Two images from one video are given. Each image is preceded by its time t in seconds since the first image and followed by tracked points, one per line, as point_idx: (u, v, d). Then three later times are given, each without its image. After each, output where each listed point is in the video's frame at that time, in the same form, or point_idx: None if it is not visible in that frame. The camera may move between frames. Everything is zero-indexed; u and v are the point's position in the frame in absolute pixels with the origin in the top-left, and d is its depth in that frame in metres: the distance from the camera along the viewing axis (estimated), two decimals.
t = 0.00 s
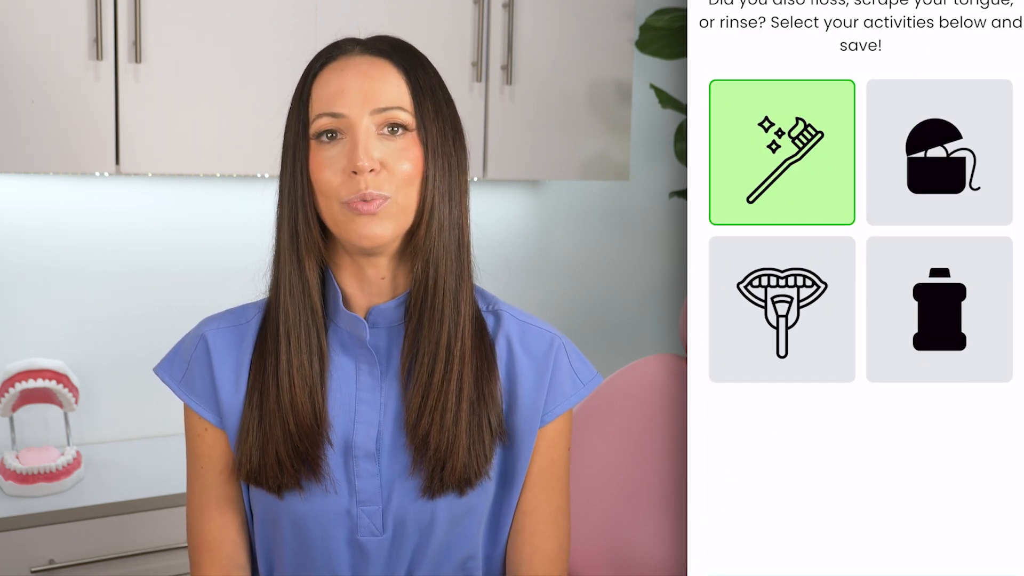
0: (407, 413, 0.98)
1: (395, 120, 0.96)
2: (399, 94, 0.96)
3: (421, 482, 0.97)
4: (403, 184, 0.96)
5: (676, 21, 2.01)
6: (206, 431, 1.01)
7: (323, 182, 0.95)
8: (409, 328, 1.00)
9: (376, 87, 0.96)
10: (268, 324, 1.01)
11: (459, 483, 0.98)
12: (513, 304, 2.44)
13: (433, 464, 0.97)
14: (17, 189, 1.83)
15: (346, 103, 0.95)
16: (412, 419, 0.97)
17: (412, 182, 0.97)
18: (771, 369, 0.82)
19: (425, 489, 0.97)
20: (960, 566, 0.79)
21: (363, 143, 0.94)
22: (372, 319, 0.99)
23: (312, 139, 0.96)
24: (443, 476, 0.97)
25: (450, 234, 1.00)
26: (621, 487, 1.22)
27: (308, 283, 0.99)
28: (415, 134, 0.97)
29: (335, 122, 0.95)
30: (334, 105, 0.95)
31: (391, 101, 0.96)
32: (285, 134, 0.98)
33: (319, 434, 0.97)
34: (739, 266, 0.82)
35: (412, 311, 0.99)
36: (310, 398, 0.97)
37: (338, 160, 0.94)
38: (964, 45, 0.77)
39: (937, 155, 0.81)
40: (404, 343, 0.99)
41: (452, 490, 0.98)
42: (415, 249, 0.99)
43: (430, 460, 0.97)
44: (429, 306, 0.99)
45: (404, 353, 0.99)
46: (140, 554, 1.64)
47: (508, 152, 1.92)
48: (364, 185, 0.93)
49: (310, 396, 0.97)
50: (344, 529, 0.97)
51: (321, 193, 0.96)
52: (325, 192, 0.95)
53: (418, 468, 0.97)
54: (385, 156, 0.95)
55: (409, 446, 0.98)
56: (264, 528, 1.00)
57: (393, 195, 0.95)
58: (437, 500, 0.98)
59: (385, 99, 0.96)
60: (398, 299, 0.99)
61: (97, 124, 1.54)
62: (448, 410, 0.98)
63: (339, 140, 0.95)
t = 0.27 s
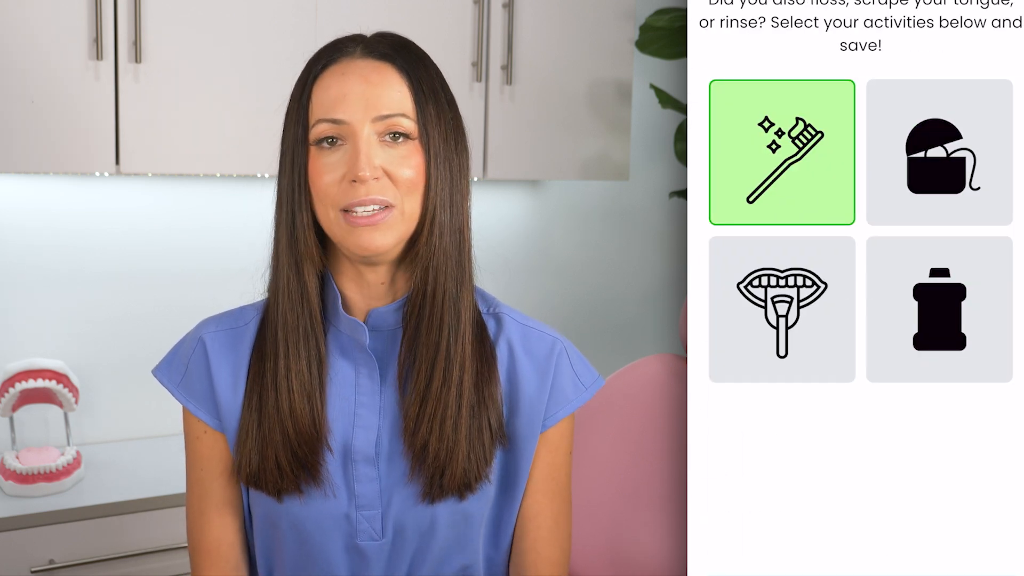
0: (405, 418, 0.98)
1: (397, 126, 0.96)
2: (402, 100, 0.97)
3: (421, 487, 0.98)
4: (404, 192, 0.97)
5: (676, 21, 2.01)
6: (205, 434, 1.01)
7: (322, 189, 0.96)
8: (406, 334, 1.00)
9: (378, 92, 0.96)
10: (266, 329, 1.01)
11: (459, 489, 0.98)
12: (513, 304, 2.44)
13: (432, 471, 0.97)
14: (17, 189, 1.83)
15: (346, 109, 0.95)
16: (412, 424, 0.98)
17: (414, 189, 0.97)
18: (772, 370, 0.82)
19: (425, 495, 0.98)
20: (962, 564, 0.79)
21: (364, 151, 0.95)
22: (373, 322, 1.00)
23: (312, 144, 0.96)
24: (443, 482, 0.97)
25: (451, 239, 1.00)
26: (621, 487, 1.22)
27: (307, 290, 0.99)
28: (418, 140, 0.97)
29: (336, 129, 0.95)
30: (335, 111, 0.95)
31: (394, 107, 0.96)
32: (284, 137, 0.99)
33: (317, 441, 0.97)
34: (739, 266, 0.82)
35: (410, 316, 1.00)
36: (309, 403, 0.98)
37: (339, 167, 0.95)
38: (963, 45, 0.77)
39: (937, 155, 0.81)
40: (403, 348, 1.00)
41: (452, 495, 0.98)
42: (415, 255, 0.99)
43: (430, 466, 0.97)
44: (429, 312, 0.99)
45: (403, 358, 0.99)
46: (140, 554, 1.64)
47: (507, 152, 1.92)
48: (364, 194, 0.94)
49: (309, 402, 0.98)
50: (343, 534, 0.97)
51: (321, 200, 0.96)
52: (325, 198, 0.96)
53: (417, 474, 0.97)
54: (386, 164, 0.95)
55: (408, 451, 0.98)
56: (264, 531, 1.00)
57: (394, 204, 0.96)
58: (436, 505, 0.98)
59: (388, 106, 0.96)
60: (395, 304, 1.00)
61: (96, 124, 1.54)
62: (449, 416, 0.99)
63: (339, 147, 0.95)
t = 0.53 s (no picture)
0: (416, 423, 1.00)
1: (406, 125, 0.97)
2: (411, 98, 0.98)
3: (424, 502, 0.99)
4: (411, 194, 0.97)
5: (676, 21, 2.01)
6: (202, 441, 1.02)
7: (326, 189, 0.96)
8: (412, 336, 1.01)
9: (386, 90, 0.97)
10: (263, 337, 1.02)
11: (462, 505, 1.00)
12: (513, 304, 2.44)
13: (438, 485, 0.98)
14: (17, 189, 1.83)
15: (353, 106, 0.96)
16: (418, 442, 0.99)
17: (422, 192, 0.98)
18: (772, 370, 0.82)
19: (427, 510, 0.99)
20: (962, 562, 0.79)
21: (372, 151, 0.95)
22: (372, 331, 1.01)
23: (316, 143, 0.96)
24: (446, 498, 0.99)
25: (457, 244, 1.01)
26: (621, 487, 1.22)
27: (310, 293, 0.99)
28: (426, 140, 0.98)
29: (342, 126, 0.96)
30: (342, 108, 0.96)
31: (404, 105, 0.97)
32: (285, 135, 0.98)
33: (318, 456, 0.98)
34: (739, 266, 0.82)
35: (416, 325, 1.01)
36: (314, 415, 0.98)
37: (345, 167, 0.95)
38: (963, 45, 0.77)
39: (937, 156, 0.81)
40: (409, 359, 1.01)
41: (453, 512, 1.00)
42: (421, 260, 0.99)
43: (433, 482, 0.98)
44: (437, 323, 1.00)
45: (410, 369, 1.01)
46: (140, 554, 1.64)
47: (507, 151, 1.92)
48: (370, 196, 0.95)
49: (314, 414, 0.98)
50: (340, 544, 0.99)
51: (325, 201, 0.96)
52: (328, 199, 0.96)
53: (422, 488, 0.99)
54: (394, 164, 0.96)
55: (416, 465, 0.99)
56: (263, 541, 1.02)
57: (401, 207, 0.96)
58: (438, 520, 1.00)
59: (397, 103, 0.97)
60: (399, 312, 1.01)
61: (96, 124, 1.54)
62: (455, 429, 1.00)
63: (345, 145, 0.96)
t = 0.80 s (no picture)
0: (417, 426, 1.00)
1: (400, 120, 0.98)
2: (404, 93, 0.98)
3: (424, 502, 0.99)
4: (406, 187, 0.98)
5: (676, 21, 2.01)
6: (200, 442, 1.03)
7: (321, 186, 0.97)
8: (412, 338, 1.02)
9: (379, 85, 0.97)
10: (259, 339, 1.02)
11: (462, 504, 1.00)
12: (513, 304, 2.43)
13: (439, 484, 0.98)
14: (17, 189, 1.83)
15: (346, 102, 0.96)
16: (422, 447, 0.99)
17: (417, 185, 0.98)
18: (772, 369, 0.82)
19: (426, 510, 0.99)
20: (960, 562, 0.79)
21: (366, 146, 0.96)
22: (371, 333, 1.02)
23: (310, 140, 0.97)
24: (446, 497, 0.99)
25: (453, 239, 1.01)
26: (621, 487, 1.22)
27: (307, 291, 0.99)
28: (420, 134, 0.99)
29: (335, 123, 0.96)
30: (335, 105, 0.96)
31: (396, 100, 0.97)
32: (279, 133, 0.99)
33: (319, 454, 0.98)
34: (739, 266, 0.82)
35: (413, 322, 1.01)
36: (311, 414, 0.98)
37: (339, 162, 0.96)
38: (963, 45, 0.77)
39: (937, 155, 0.81)
40: (409, 358, 1.02)
41: (451, 513, 1.00)
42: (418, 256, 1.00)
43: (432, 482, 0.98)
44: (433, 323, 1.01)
45: (410, 370, 1.01)
46: (140, 554, 1.64)
47: (507, 151, 1.92)
48: (365, 190, 0.95)
49: (311, 412, 0.98)
50: (339, 545, 0.99)
51: (318, 197, 0.97)
52: (322, 195, 0.97)
53: (422, 488, 0.99)
54: (387, 159, 0.97)
55: (421, 465, 0.99)
56: (263, 543, 1.02)
57: (396, 199, 0.97)
58: (436, 520, 1.00)
59: (390, 98, 0.97)
60: (398, 311, 1.01)
61: (96, 123, 1.54)
62: (455, 426, 1.00)
63: (338, 142, 0.96)
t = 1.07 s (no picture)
0: (399, 416, 1.01)
1: (393, 125, 0.98)
2: (398, 99, 0.98)
3: (419, 492, 1.00)
4: (397, 191, 0.98)
5: (676, 21, 2.01)
6: (199, 438, 1.03)
7: (313, 187, 0.97)
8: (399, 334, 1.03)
9: (374, 90, 0.98)
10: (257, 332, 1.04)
11: (455, 493, 1.01)
12: (513, 304, 2.44)
13: (427, 474, 0.99)
14: (17, 189, 1.83)
15: (341, 106, 0.97)
16: (402, 433, 1.00)
17: (407, 190, 0.99)
18: (773, 369, 0.82)
19: (422, 500, 1.00)
20: (960, 561, 0.79)
21: (359, 150, 0.96)
22: (365, 325, 1.03)
23: (304, 142, 0.97)
24: (436, 487, 1.00)
25: (443, 243, 1.02)
26: (622, 488, 1.23)
27: (298, 287, 1.01)
28: (412, 139, 0.99)
29: (330, 127, 0.97)
30: (330, 108, 0.96)
31: (390, 106, 0.98)
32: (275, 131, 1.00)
33: (311, 443, 0.99)
34: (739, 266, 0.82)
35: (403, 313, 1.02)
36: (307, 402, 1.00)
37: (332, 164, 0.96)
38: (963, 45, 0.77)
39: (937, 155, 0.81)
40: (394, 348, 1.03)
41: (449, 498, 1.01)
42: (405, 258, 1.01)
43: (424, 472, 0.99)
44: (423, 310, 1.01)
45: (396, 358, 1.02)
46: (141, 554, 1.64)
47: (507, 151, 1.92)
48: (357, 193, 0.95)
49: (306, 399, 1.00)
50: (340, 536, 1.00)
51: (310, 198, 0.97)
52: (315, 196, 0.97)
53: (414, 478, 1.00)
54: (380, 163, 0.97)
55: (400, 456, 1.00)
56: (263, 538, 1.02)
57: (386, 203, 0.98)
58: (434, 509, 1.01)
59: (385, 104, 0.97)
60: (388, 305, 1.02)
61: (97, 123, 1.54)
62: (436, 420, 1.01)
63: (332, 144, 0.96)
